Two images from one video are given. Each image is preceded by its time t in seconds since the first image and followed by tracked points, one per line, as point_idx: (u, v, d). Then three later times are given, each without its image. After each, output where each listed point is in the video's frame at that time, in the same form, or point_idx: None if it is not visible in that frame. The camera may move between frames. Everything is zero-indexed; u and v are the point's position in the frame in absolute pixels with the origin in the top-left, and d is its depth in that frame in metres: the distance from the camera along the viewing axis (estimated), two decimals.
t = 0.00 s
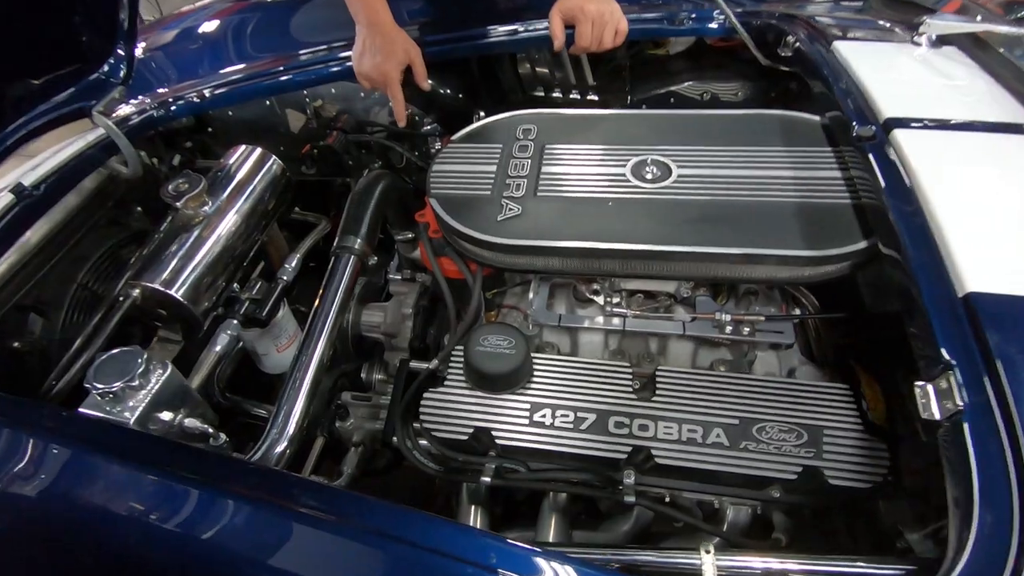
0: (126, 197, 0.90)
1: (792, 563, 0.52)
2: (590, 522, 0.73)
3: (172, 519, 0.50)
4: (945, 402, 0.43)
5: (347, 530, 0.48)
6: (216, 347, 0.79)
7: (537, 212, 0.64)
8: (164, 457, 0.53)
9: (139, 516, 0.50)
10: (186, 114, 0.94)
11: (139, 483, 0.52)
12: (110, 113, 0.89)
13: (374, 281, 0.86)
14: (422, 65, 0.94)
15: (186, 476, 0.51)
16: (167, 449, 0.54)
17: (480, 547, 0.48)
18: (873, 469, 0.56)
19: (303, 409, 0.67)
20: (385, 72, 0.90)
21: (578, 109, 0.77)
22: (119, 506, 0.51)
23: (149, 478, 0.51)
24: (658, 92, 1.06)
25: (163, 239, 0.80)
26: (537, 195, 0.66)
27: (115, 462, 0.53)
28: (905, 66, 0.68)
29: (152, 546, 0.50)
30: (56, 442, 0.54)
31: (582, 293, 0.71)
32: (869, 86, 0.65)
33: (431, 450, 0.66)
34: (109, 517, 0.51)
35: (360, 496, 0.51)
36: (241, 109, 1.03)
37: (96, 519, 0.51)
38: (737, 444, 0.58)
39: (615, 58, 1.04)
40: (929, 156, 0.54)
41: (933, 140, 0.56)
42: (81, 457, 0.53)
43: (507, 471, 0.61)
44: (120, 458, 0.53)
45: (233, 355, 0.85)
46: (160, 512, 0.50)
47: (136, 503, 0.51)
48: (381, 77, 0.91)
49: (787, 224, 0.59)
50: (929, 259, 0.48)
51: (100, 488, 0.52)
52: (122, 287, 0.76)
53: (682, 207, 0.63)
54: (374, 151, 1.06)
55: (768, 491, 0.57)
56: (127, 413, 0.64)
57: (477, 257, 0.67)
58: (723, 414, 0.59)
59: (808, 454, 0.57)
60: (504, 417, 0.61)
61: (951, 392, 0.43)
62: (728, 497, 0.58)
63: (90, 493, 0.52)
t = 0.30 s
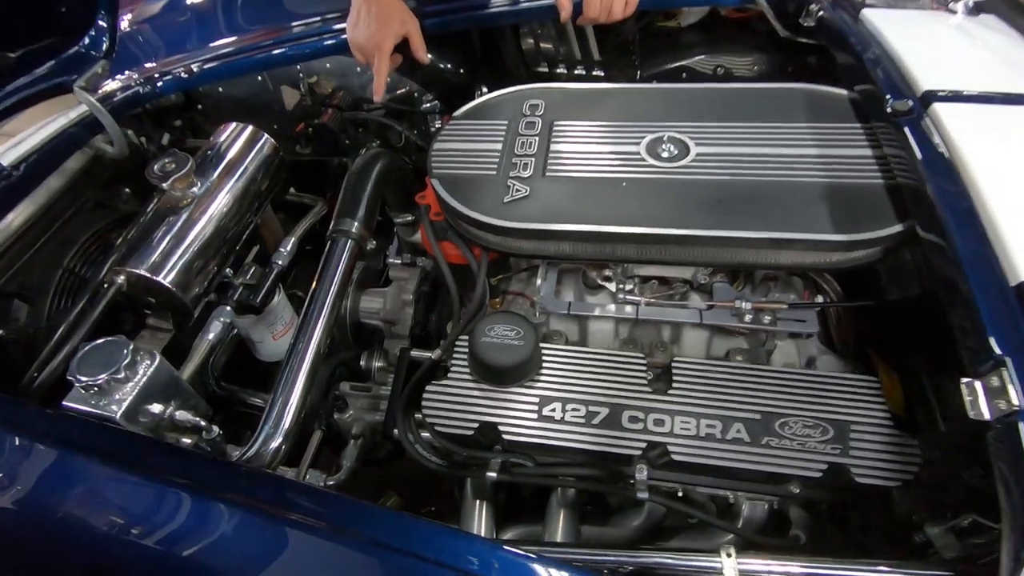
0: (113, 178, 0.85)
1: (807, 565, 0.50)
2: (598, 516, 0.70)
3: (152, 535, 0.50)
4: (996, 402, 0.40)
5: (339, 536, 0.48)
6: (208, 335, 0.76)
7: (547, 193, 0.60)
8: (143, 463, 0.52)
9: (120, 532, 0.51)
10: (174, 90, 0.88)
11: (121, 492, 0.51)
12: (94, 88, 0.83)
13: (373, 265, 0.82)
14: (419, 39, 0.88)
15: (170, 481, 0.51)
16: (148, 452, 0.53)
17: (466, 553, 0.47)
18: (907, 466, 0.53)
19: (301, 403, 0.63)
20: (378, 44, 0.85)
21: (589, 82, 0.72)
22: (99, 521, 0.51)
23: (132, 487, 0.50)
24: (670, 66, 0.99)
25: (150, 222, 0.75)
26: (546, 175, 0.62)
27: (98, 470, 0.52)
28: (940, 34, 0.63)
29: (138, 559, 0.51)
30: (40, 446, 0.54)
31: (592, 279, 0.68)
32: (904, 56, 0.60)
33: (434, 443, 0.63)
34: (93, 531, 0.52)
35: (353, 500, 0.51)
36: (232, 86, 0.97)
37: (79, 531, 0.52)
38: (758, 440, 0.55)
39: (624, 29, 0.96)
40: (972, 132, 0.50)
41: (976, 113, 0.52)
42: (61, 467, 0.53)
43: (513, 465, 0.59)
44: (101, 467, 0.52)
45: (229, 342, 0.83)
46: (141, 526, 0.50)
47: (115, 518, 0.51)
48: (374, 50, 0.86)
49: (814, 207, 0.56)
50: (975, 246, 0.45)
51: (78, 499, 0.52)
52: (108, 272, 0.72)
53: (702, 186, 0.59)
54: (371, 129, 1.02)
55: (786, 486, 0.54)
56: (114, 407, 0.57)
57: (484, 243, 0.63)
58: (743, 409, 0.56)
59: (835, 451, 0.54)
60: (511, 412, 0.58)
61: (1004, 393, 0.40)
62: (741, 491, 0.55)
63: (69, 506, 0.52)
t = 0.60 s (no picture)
0: (108, 158, 0.81)
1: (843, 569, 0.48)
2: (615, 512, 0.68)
3: (140, 548, 0.48)
4: None
5: (334, 541, 0.46)
6: (209, 325, 0.73)
7: (568, 177, 0.57)
8: (136, 467, 0.49)
9: (106, 546, 0.48)
10: (168, 67, 0.83)
11: (110, 500, 0.48)
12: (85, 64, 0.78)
13: (380, 250, 0.79)
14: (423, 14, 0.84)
15: (164, 484, 0.48)
16: (143, 454, 0.50)
17: (466, 557, 0.46)
18: (947, 466, 0.50)
19: (308, 397, 0.60)
20: (379, 13, 0.81)
21: (608, 57, 0.68)
22: (84, 534, 0.48)
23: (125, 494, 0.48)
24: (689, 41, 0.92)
25: (145, 205, 0.71)
26: (566, 156, 0.58)
27: (86, 476, 0.49)
28: None
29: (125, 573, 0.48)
30: (28, 450, 0.51)
31: (613, 267, 0.64)
32: (953, 25, 0.55)
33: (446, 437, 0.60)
34: (76, 545, 0.49)
35: (348, 502, 0.48)
36: (229, 62, 0.92)
37: (62, 544, 0.49)
38: (791, 439, 0.52)
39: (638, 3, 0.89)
40: None
41: None
42: (47, 474, 0.50)
43: (529, 461, 0.56)
44: (89, 473, 0.49)
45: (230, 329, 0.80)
46: (128, 539, 0.48)
47: (102, 530, 0.48)
48: (375, 20, 0.81)
49: (854, 191, 0.52)
50: None
51: (62, 512, 0.49)
52: (103, 258, 0.68)
53: (734, 168, 0.55)
54: (374, 107, 0.98)
55: (815, 485, 0.52)
56: (112, 400, 0.57)
57: (500, 229, 0.59)
58: (776, 406, 0.53)
59: (873, 450, 0.51)
60: (529, 409, 0.55)
61: None
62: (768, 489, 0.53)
63: (51, 517, 0.49)
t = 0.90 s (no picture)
0: (108, 142, 0.78)
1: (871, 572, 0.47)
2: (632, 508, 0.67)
3: (131, 560, 0.46)
4: None
5: (335, 546, 0.44)
6: (216, 314, 0.72)
7: (591, 167, 0.54)
8: (134, 470, 0.48)
9: (97, 556, 0.46)
10: (168, 48, 0.80)
11: (107, 507, 0.47)
12: (83, 46, 0.76)
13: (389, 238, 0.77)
14: None
15: (164, 487, 0.47)
16: (142, 455, 0.49)
17: (469, 562, 0.44)
18: (982, 469, 0.49)
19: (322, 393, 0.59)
20: None
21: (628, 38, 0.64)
22: (75, 544, 0.47)
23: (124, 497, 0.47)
24: (708, 21, 0.83)
25: (149, 193, 0.69)
26: (588, 145, 0.55)
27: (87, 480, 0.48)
28: None
29: None
30: (27, 456, 0.49)
31: (633, 260, 0.62)
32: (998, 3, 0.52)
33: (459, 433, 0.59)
34: (66, 555, 0.47)
35: (347, 505, 0.47)
36: (230, 42, 0.89)
37: (53, 552, 0.47)
38: (820, 441, 0.50)
39: None
40: None
41: None
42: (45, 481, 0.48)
43: (546, 458, 0.55)
44: (89, 479, 0.48)
45: (237, 319, 0.79)
46: (120, 551, 0.46)
47: (93, 541, 0.46)
48: None
49: (892, 183, 0.49)
50: None
51: (54, 521, 0.47)
52: (105, 248, 0.66)
53: (766, 158, 0.52)
54: (380, 89, 0.93)
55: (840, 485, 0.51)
56: (118, 397, 0.55)
57: (518, 221, 0.57)
58: (806, 406, 0.51)
59: (905, 452, 0.49)
60: (549, 407, 0.54)
61: None
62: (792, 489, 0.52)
63: (43, 524, 0.47)
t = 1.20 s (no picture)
0: (111, 135, 0.75)
1: None
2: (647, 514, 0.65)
3: None
4: None
5: (333, 561, 0.44)
6: (223, 314, 0.69)
7: (613, 169, 0.52)
8: (136, 480, 0.47)
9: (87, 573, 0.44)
10: (172, 37, 0.77)
11: (102, 520, 0.45)
12: (85, 35, 0.74)
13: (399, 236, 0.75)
14: None
15: (166, 498, 0.46)
16: (142, 466, 0.48)
17: None
18: (1013, 484, 0.48)
19: (336, 398, 0.58)
20: None
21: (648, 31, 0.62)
22: (66, 559, 0.45)
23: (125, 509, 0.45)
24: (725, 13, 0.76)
25: (156, 190, 0.67)
26: (609, 146, 0.53)
27: (77, 491, 0.46)
28: None
29: None
30: (23, 468, 0.48)
31: (653, 264, 0.60)
32: None
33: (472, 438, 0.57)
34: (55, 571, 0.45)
35: (344, 519, 0.48)
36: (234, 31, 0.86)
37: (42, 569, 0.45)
38: (847, 453, 0.49)
39: None
40: None
41: None
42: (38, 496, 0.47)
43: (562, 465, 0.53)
44: (82, 492, 0.46)
45: (244, 316, 0.77)
46: (111, 568, 0.44)
47: (85, 556, 0.44)
48: None
49: (926, 188, 0.48)
50: None
51: (46, 534, 0.45)
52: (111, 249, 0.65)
53: (794, 161, 0.50)
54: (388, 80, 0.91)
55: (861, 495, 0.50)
56: (126, 402, 0.54)
57: (536, 224, 0.55)
58: (833, 418, 0.50)
59: (934, 467, 0.48)
60: (567, 415, 0.53)
61: None
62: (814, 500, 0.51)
63: (34, 538, 0.45)
